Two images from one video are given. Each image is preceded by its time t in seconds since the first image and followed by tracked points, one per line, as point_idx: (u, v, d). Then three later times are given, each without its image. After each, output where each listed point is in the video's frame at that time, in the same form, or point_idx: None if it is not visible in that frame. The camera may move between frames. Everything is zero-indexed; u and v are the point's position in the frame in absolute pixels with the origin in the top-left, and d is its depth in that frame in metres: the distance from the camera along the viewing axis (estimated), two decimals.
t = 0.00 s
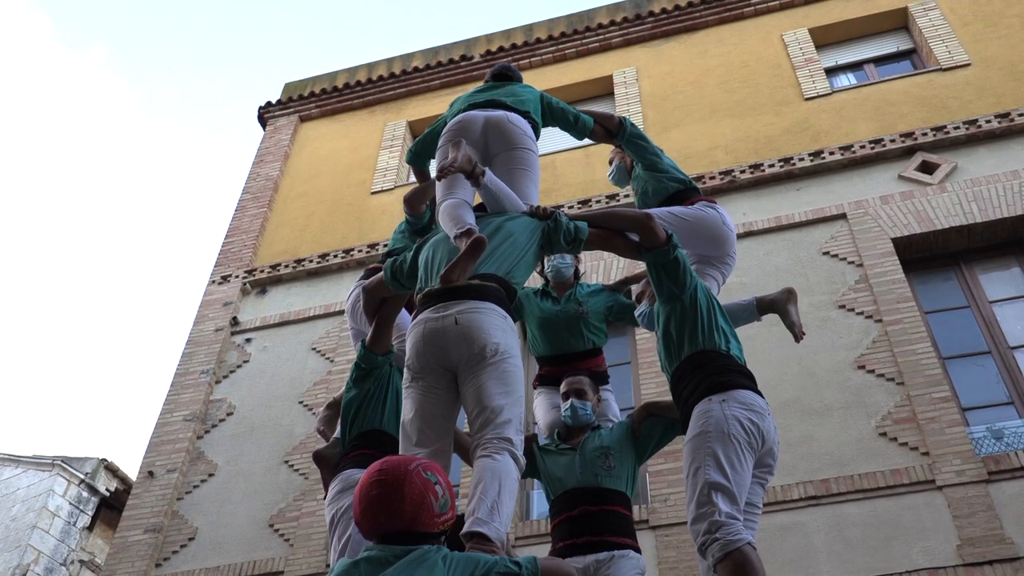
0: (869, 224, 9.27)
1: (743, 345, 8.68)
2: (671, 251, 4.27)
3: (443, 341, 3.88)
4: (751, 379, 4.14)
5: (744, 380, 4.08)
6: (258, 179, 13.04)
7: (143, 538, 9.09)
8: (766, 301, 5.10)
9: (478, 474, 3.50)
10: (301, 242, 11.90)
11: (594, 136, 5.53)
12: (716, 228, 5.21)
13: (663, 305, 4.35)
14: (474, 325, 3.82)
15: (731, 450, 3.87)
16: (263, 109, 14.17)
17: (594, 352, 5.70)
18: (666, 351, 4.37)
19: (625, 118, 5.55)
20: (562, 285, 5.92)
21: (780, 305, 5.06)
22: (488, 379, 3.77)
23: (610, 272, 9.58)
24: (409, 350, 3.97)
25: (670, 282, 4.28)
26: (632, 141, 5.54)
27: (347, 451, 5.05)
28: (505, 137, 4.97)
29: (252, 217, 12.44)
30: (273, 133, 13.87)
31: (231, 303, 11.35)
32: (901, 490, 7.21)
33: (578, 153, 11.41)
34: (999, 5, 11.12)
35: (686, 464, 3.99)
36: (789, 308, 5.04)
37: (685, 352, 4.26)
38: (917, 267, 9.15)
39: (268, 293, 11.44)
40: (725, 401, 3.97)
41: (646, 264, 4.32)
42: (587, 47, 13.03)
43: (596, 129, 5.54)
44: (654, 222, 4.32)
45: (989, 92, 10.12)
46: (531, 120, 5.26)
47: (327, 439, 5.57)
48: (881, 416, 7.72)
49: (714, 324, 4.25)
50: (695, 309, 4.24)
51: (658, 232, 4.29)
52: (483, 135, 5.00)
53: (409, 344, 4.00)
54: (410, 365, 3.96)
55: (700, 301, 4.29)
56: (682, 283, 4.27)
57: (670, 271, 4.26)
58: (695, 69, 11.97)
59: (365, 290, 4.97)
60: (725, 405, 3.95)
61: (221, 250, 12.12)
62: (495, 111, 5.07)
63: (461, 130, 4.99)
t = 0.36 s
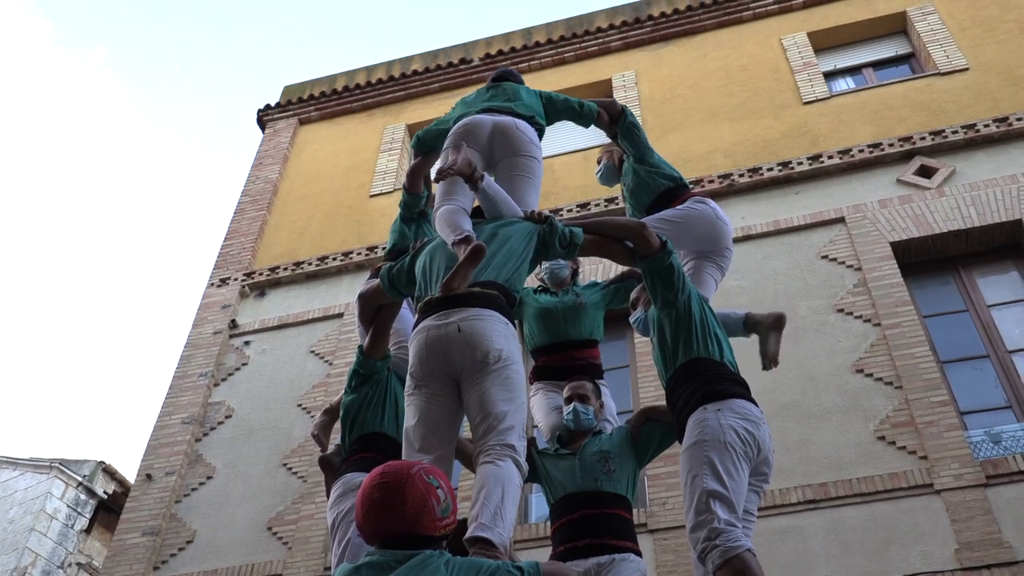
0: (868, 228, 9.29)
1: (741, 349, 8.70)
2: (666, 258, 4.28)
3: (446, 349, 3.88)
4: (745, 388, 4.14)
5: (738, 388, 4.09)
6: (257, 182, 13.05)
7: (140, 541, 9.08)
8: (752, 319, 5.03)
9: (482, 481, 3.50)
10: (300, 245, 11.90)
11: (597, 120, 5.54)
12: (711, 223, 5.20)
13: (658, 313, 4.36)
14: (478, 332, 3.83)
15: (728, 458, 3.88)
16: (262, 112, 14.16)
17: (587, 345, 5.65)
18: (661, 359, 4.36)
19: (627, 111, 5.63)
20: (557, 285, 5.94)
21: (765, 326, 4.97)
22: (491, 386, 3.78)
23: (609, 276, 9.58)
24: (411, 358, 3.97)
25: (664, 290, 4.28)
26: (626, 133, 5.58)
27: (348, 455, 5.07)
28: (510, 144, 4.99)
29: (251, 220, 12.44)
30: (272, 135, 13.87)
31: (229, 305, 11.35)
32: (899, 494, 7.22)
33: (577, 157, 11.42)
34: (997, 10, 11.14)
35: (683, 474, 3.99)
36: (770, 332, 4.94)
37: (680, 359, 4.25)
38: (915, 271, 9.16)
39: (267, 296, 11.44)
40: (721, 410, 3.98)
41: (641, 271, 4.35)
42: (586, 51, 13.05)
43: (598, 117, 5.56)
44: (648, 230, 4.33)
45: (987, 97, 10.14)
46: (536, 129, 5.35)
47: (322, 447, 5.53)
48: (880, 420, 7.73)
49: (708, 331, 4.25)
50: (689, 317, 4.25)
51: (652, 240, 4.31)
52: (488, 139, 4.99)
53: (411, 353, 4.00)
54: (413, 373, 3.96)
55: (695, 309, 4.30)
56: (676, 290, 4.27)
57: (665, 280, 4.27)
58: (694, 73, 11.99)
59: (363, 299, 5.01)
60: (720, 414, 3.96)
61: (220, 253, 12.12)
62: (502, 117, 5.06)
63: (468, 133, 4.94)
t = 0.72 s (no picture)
0: (865, 232, 9.30)
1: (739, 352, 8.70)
2: (662, 266, 4.30)
3: (439, 353, 3.88)
4: (744, 392, 4.14)
5: (737, 392, 4.09)
6: (255, 186, 13.04)
7: (138, 545, 9.06)
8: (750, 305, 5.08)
9: (477, 486, 3.51)
10: (297, 249, 11.89)
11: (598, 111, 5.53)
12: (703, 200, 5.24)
13: (654, 320, 4.35)
14: (470, 337, 3.83)
15: (729, 460, 3.88)
16: (261, 115, 14.16)
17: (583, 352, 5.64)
18: (658, 366, 4.37)
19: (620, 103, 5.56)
20: (555, 295, 5.95)
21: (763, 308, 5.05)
22: (484, 392, 3.77)
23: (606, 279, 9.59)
24: (405, 363, 3.98)
25: (661, 296, 4.29)
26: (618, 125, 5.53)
27: (347, 458, 5.09)
28: (509, 151, 5.02)
29: (249, 224, 12.44)
30: (270, 139, 13.88)
31: (227, 309, 11.34)
32: (897, 497, 7.22)
33: (575, 160, 11.42)
34: (994, 14, 11.17)
35: (684, 476, 3.99)
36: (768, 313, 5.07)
37: (677, 366, 4.25)
38: (913, 274, 9.17)
39: (264, 299, 11.43)
40: (722, 413, 3.98)
41: (637, 280, 4.36)
42: (584, 55, 13.06)
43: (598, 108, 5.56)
44: (643, 239, 4.35)
45: (984, 100, 10.16)
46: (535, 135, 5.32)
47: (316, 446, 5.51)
48: (877, 424, 7.73)
49: (705, 336, 4.25)
50: (686, 323, 4.25)
51: (647, 249, 4.32)
52: (488, 145, 5.03)
53: (405, 357, 4.00)
54: (406, 378, 3.96)
55: (692, 314, 4.29)
56: (673, 297, 4.27)
57: (662, 287, 4.29)
58: (692, 77, 12.00)
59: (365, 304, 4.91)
60: (721, 417, 3.96)
61: (217, 256, 12.11)
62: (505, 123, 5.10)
63: (468, 136, 5.01)
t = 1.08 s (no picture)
0: (861, 236, 9.31)
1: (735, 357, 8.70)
2: (662, 271, 4.31)
3: (435, 352, 3.88)
4: (741, 396, 4.14)
5: (734, 395, 4.08)
6: (252, 188, 13.04)
7: (133, 548, 9.04)
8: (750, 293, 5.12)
9: (471, 487, 3.50)
10: (294, 252, 11.89)
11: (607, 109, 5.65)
12: (697, 184, 5.27)
13: (653, 323, 4.36)
14: (467, 336, 3.83)
15: (724, 464, 3.87)
16: (258, 118, 14.17)
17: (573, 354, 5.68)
18: (656, 370, 4.38)
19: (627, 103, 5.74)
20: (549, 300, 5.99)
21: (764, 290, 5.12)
22: (481, 393, 3.77)
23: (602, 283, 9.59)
24: (401, 361, 3.98)
25: (661, 298, 4.30)
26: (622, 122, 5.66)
27: (346, 459, 5.14)
28: (511, 156, 5.04)
29: (246, 226, 12.43)
30: (267, 142, 13.88)
31: (224, 312, 11.33)
32: (893, 502, 7.22)
33: (572, 164, 11.43)
34: (990, 19, 11.19)
35: (679, 479, 3.99)
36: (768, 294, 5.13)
37: (675, 369, 4.26)
38: (909, 279, 9.18)
39: (261, 302, 11.42)
40: (718, 416, 3.98)
41: (638, 283, 4.38)
42: (582, 59, 13.08)
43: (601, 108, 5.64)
44: (643, 244, 4.36)
45: (981, 106, 10.18)
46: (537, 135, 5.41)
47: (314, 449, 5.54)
48: (873, 428, 7.74)
49: (704, 339, 4.24)
50: (685, 326, 4.25)
51: (648, 253, 4.34)
52: (489, 149, 5.06)
53: (401, 356, 4.00)
54: (402, 376, 3.96)
55: (691, 317, 4.29)
56: (672, 301, 4.28)
57: (661, 291, 4.30)
58: (689, 81, 12.02)
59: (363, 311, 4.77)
60: (718, 420, 3.96)
61: (214, 259, 12.11)
62: (507, 125, 5.14)
63: (471, 137, 5.06)
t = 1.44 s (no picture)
0: (855, 241, 9.33)
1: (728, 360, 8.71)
2: (655, 274, 4.31)
3: (430, 355, 3.88)
4: (733, 399, 4.15)
5: (725, 399, 4.09)
6: (246, 190, 13.02)
7: (124, 550, 9.01)
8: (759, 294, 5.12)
9: (465, 488, 3.51)
10: (288, 254, 11.88)
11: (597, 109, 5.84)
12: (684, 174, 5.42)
13: (648, 327, 4.38)
14: (462, 338, 3.83)
15: (715, 468, 3.88)
16: (253, 119, 14.16)
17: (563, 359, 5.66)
18: (648, 372, 4.38)
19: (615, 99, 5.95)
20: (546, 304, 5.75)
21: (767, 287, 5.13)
22: (475, 394, 3.77)
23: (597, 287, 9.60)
24: (396, 363, 3.97)
25: (653, 302, 4.31)
26: (615, 122, 5.87)
27: (333, 462, 5.13)
28: (499, 160, 5.05)
29: (239, 228, 12.42)
30: (262, 143, 13.86)
31: (217, 313, 11.31)
32: (885, 506, 7.24)
33: (567, 167, 11.44)
34: (984, 26, 11.23)
35: (671, 484, 4.00)
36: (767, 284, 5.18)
37: (668, 372, 4.26)
38: (901, 284, 9.21)
39: (254, 304, 11.40)
40: (708, 421, 3.99)
41: (631, 287, 4.37)
42: (577, 62, 13.09)
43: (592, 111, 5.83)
44: (638, 247, 4.35)
45: (974, 112, 10.22)
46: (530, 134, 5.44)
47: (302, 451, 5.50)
48: (865, 433, 7.75)
49: (696, 343, 4.25)
50: (677, 330, 4.27)
51: (641, 257, 4.32)
52: (480, 152, 5.12)
53: (397, 359, 4.00)
54: (398, 379, 3.96)
55: (684, 321, 4.31)
56: (666, 304, 4.30)
57: (653, 295, 4.31)
58: (684, 85, 12.04)
59: (353, 318, 4.82)
60: (708, 425, 3.97)
61: (208, 260, 12.09)
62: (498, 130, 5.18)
63: (464, 139, 5.16)
